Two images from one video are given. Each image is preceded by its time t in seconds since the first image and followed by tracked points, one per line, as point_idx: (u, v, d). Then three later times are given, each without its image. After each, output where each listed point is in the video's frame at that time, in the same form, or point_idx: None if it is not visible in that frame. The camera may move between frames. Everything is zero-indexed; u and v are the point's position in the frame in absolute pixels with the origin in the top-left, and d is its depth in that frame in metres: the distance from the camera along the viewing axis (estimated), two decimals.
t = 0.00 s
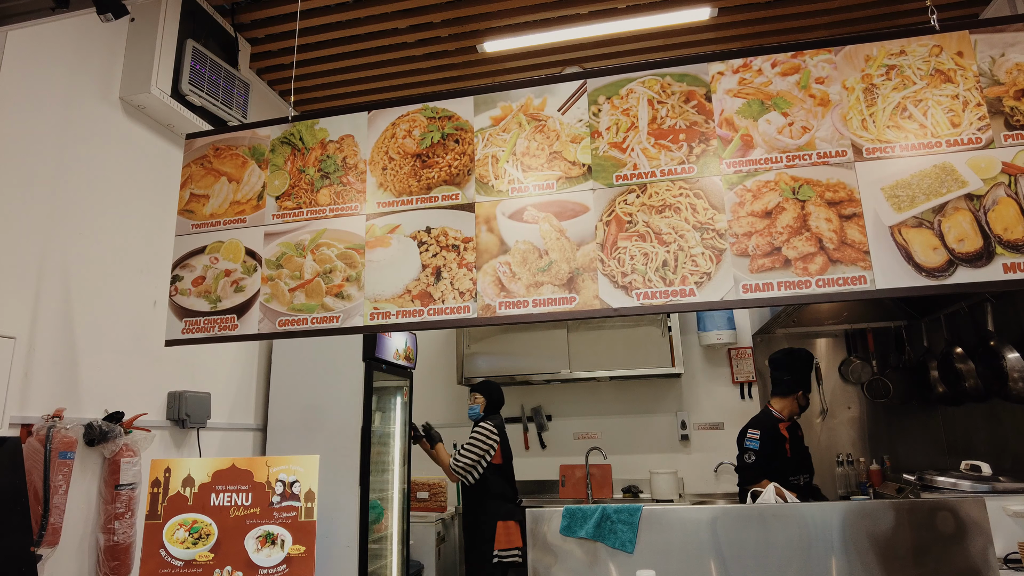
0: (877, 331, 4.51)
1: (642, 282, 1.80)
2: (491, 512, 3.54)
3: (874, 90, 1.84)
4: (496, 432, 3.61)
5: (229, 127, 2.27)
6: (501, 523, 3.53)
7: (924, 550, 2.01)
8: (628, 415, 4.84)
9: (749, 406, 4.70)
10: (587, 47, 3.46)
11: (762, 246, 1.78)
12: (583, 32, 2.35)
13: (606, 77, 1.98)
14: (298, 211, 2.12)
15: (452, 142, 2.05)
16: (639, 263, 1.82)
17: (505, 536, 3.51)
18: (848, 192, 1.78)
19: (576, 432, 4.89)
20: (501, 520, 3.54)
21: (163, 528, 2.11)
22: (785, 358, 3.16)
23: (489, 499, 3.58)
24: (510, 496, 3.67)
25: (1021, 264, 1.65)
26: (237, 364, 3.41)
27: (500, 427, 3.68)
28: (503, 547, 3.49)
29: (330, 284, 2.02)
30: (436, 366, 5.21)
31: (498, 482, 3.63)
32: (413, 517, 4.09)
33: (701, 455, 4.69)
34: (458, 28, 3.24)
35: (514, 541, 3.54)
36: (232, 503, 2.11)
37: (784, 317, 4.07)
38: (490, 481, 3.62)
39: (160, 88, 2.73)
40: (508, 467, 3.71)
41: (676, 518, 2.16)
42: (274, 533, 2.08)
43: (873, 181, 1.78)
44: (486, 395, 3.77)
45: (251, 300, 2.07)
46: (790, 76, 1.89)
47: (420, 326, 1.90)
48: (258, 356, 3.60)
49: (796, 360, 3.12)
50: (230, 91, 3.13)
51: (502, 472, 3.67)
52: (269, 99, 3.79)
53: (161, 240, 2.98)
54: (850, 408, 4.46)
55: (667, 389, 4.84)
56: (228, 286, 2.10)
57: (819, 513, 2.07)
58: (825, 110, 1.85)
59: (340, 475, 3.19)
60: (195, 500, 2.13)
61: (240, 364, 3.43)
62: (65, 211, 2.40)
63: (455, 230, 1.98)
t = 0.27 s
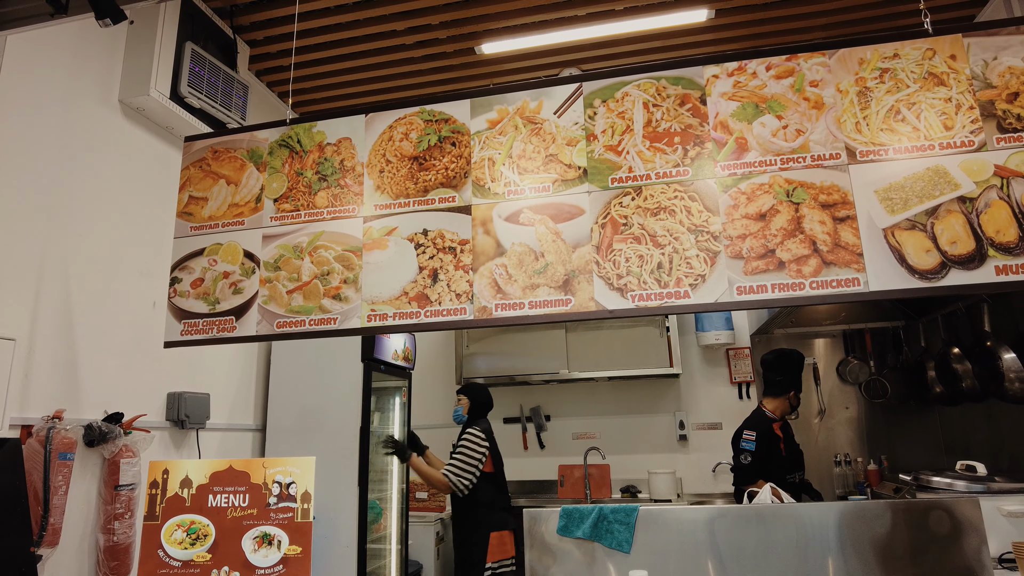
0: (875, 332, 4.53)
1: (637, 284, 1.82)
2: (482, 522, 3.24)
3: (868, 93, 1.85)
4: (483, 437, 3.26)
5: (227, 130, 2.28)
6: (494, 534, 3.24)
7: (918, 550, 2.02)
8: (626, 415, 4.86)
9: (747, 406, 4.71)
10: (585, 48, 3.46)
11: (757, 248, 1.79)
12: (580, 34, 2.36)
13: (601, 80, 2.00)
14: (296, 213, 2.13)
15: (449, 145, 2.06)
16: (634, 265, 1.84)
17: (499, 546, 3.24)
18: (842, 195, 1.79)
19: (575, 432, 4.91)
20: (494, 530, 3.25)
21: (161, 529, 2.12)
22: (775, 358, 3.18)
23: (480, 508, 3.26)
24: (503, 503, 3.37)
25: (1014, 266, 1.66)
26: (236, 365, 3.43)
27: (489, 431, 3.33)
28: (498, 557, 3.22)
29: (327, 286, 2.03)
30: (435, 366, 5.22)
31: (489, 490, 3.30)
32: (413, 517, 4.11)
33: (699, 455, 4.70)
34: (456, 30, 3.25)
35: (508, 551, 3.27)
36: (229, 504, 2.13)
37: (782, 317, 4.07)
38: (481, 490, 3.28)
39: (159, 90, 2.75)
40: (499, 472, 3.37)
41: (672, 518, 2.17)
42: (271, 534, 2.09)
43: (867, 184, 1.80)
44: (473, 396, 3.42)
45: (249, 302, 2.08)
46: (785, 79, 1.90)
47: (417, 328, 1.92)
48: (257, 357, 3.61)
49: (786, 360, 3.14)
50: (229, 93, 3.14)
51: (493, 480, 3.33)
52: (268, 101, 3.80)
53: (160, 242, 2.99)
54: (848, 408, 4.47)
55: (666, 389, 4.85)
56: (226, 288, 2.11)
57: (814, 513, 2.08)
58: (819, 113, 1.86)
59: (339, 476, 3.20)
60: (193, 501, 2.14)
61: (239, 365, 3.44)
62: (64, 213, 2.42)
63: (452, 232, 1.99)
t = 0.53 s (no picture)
0: (874, 332, 4.53)
1: (636, 285, 1.82)
2: (468, 524, 2.94)
3: (867, 94, 1.86)
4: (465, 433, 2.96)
5: (227, 130, 2.28)
6: (479, 536, 2.92)
7: (916, 551, 2.02)
8: (626, 415, 4.86)
9: (747, 406, 4.72)
10: (585, 48, 3.46)
11: (755, 249, 1.79)
12: (579, 35, 2.37)
13: (601, 80, 2.00)
14: (295, 214, 2.14)
15: (448, 146, 2.07)
16: (633, 265, 1.84)
17: (487, 548, 2.92)
18: (841, 196, 1.80)
19: (575, 432, 4.91)
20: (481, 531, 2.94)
21: (160, 530, 2.12)
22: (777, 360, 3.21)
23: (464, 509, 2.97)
24: (493, 502, 3.06)
25: (1012, 267, 1.66)
26: (236, 365, 3.43)
27: (473, 424, 3.04)
28: (486, 560, 2.91)
29: (327, 286, 2.04)
30: (434, 366, 5.22)
31: (474, 488, 3.00)
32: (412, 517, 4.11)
33: (699, 455, 4.70)
34: (456, 30, 3.26)
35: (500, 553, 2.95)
36: (229, 505, 2.13)
37: (782, 318, 4.07)
38: (464, 490, 2.98)
39: (159, 91, 2.75)
40: (487, 469, 3.06)
41: (671, 518, 2.18)
42: (271, 535, 2.10)
43: (865, 185, 1.80)
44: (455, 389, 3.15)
45: (249, 303, 2.08)
46: (784, 80, 1.90)
47: (417, 329, 1.92)
48: (256, 357, 3.62)
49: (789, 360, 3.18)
50: (229, 93, 3.14)
51: (479, 480, 3.02)
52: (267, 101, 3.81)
53: (160, 242, 2.99)
54: (847, 408, 4.47)
55: (666, 389, 4.85)
56: (226, 288, 2.12)
57: (813, 513, 2.09)
58: (818, 115, 1.86)
59: (338, 476, 3.20)
60: (193, 502, 2.14)
61: (238, 365, 3.44)
62: (65, 213, 2.42)
63: (451, 233, 1.99)
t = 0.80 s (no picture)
0: (874, 331, 4.53)
1: (636, 284, 1.81)
2: (460, 531, 2.80)
3: (868, 93, 1.85)
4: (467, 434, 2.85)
5: (225, 128, 2.27)
6: (469, 544, 2.76)
7: (916, 550, 2.02)
8: (625, 414, 4.86)
9: (746, 405, 4.71)
10: (585, 47, 3.46)
11: (756, 248, 1.79)
12: (579, 33, 2.36)
13: (601, 78, 1.99)
14: (294, 212, 2.13)
15: (448, 144, 2.06)
16: (633, 264, 1.83)
17: (474, 558, 2.74)
18: (842, 195, 1.79)
19: (574, 431, 4.90)
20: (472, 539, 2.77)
21: (158, 530, 2.12)
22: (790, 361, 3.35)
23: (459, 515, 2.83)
24: (491, 511, 2.87)
25: (1013, 267, 1.66)
26: (234, 364, 3.42)
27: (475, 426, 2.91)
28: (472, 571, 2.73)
29: (326, 285, 2.03)
30: (434, 366, 5.21)
31: (471, 494, 2.85)
32: (411, 516, 4.10)
33: (698, 454, 4.70)
34: (455, 29, 3.25)
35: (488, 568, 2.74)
36: (227, 505, 2.12)
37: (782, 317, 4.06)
38: (461, 493, 2.85)
39: (157, 89, 2.74)
40: (488, 476, 2.88)
41: (672, 518, 2.17)
42: (269, 534, 2.09)
43: (866, 183, 1.79)
44: (463, 390, 3.07)
45: (247, 302, 2.08)
46: (784, 78, 1.89)
47: (416, 328, 1.91)
48: (255, 356, 3.61)
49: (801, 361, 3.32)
50: (227, 92, 3.13)
51: (478, 485, 2.86)
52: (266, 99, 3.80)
53: (158, 241, 2.98)
54: (847, 408, 4.45)
55: (665, 388, 4.85)
56: (224, 287, 2.11)
57: (814, 513, 2.08)
58: (818, 113, 1.85)
59: (337, 475, 3.20)
60: (190, 501, 2.13)
61: (237, 364, 3.43)
62: (63, 212, 2.41)
63: (450, 232, 1.98)
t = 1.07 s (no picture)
0: (872, 329, 4.53)
1: (632, 282, 1.81)
2: (442, 533, 2.71)
3: (865, 91, 1.85)
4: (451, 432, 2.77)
5: (222, 126, 2.27)
6: (448, 546, 2.67)
7: (912, 548, 2.02)
8: (623, 413, 4.86)
9: (745, 404, 4.71)
10: (583, 45, 3.45)
11: (753, 246, 1.78)
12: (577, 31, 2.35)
13: (598, 76, 1.99)
14: (291, 210, 2.12)
15: (445, 142, 2.05)
16: (630, 262, 1.83)
17: (452, 562, 2.65)
18: (839, 193, 1.79)
19: (573, 430, 4.90)
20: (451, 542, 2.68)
21: (153, 528, 2.11)
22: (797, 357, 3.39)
23: (442, 517, 2.74)
24: (476, 514, 2.75)
25: (1010, 265, 1.66)
26: (232, 362, 3.42)
27: (461, 425, 2.83)
28: None
29: (322, 283, 2.02)
30: (431, 364, 5.21)
31: (454, 496, 2.75)
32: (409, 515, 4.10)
33: (696, 453, 4.70)
34: (453, 27, 3.24)
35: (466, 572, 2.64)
36: (222, 503, 2.12)
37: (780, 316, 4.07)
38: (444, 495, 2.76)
39: (154, 86, 2.73)
40: (472, 476, 2.77)
41: (669, 516, 2.17)
42: (264, 533, 2.09)
43: (863, 182, 1.79)
44: (455, 388, 3.00)
45: (244, 300, 2.07)
46: (781, 76, 1.89)
47: (413, 326, 1.91)
48: (253, 355, 3.60)
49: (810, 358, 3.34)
50: (225, 90, 3.13)
51: (461, 486, 2.76)
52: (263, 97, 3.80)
53: (155, 239, 2.97)
54: (845, 406, 4.46)
55: (663, 387, 4.85)
56: (220, 286, 2.11)
57: (811, 511, 2.08)
58: (816, 111, 1.85)
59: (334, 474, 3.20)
60: (186, 500, 2.13)
61: (234, 363, 3.43)
62: (59, 210, 2.41)
63: (447, 230, 1.98)
